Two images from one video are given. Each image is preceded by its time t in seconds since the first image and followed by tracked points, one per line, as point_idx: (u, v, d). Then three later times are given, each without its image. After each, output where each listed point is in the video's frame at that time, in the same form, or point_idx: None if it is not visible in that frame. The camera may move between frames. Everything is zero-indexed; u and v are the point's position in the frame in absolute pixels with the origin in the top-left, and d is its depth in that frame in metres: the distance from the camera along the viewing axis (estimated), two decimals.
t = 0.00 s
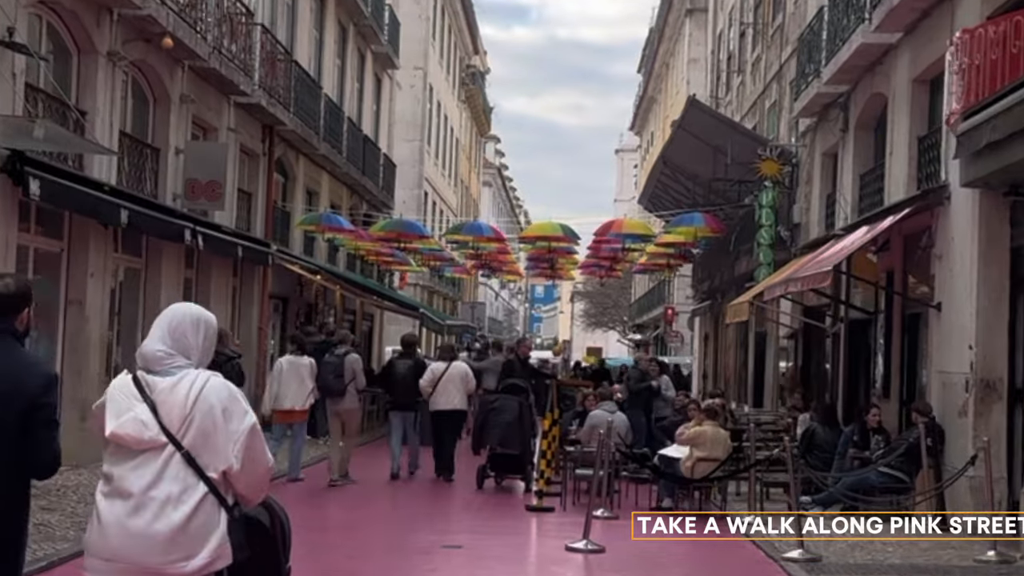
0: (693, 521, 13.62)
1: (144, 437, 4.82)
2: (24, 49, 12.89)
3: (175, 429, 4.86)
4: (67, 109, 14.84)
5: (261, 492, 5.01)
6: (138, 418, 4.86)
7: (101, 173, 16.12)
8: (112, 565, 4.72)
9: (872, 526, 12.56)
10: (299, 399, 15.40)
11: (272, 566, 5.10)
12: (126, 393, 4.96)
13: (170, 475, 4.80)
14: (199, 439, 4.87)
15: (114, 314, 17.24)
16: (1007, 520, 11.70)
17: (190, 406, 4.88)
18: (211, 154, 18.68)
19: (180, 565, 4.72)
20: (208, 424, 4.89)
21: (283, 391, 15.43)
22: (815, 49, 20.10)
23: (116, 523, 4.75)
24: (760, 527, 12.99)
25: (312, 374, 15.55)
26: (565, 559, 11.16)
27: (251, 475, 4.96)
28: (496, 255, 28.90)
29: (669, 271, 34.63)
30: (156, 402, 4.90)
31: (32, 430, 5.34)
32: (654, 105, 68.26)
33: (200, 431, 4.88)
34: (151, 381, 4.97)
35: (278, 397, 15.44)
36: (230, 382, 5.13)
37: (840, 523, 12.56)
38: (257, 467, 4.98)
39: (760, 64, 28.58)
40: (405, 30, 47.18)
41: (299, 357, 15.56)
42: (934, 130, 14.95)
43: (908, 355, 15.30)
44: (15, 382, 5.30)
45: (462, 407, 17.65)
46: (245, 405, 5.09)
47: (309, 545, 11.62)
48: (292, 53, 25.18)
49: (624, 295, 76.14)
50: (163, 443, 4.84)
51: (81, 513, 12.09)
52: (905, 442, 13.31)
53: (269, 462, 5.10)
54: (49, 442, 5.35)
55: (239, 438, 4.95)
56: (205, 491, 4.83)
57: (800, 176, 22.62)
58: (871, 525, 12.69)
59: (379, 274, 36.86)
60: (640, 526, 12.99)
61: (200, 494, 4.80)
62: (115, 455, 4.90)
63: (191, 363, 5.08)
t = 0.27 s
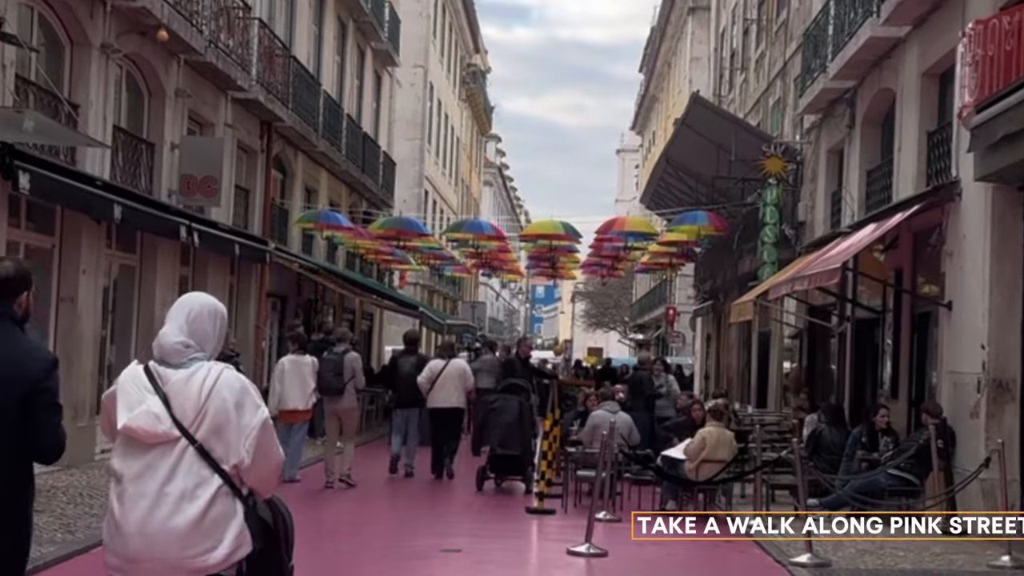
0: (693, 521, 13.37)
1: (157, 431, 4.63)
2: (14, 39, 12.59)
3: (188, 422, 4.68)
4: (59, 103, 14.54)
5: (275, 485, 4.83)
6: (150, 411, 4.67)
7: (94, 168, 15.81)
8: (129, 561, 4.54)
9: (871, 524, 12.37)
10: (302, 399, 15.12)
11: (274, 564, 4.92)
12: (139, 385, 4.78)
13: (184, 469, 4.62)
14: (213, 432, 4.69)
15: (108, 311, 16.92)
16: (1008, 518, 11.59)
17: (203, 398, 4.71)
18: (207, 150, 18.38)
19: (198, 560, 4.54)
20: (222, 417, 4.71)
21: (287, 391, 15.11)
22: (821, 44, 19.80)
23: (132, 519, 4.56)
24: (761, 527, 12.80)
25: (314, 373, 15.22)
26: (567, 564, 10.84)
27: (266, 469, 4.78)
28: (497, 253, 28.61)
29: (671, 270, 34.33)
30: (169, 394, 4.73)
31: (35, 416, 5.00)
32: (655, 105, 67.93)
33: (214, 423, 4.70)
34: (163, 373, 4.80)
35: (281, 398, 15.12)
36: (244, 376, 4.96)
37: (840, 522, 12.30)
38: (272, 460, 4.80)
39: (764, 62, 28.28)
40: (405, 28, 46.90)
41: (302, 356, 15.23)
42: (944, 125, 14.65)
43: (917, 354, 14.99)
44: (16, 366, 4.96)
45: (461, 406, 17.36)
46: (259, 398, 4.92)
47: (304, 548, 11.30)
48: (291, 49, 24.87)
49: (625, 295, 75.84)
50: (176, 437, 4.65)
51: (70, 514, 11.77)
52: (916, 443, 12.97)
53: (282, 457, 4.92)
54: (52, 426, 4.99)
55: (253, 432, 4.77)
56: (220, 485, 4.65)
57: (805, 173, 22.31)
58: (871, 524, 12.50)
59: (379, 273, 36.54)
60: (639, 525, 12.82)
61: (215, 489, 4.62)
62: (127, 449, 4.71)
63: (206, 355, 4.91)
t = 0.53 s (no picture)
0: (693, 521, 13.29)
1: (153, 429, 4.55)
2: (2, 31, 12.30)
3: (185, 420, 4.60)
4: (50, 97, 14.26)
5: (268, 487, 4.76)
6: (147, 409, 4.59)
7: (86, 163, 15.52)
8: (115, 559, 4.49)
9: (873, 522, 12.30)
10: (297, 400, 14.79)
11: (270, 563, 4.78)
12: (135, 384, 4.70)
13: (177, 468, 4.54)
14: (209, 431, 4.61)
15: (100, 310, 16.63)
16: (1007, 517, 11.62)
17: (201, 397, 4.63)
18: (202, 146, 18.08)
19: (182, 560, 4.46)
20: (218, 416, 4.63)
21: (281, 392, 14.83)
22: (826, 40, 19.50)
23: (119, 516, 4.51)
24: (762, 527, 12.74)
25: (311, 374, 14.86)
26: (567, 569, 10.55)
27: (260, 469, 4.72)
28: (498, 252, 28.32)
29: (673, 270, 34.04)
30: (166, 393, 4.64)
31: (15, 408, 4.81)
32: (657, 104, 67.54)
33: (211, 423, 4.62)
34: (160, 371, 4.72)
35: (277, 399, 14.83)
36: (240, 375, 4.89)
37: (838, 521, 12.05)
38: (266, 461, 4.74)
39: (767, 59, 27.98)
40: (405, 26, 46.58)
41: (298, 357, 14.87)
42: (952, 120, 14.36)
43: (925, 355, 14.71)
44: None
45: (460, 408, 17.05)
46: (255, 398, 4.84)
47: (297, 552, 11.00)
48: (288, 45, 24.58)
49: (626, 296, 75.52)
50: (172, 435, 4.57)
51: (57, 518, 11.47)
52: (925, 446, 12.68)
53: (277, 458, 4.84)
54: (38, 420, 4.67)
55: (249, 432, 4.70)
56: (212, 485, 4.56)
57: (809, 171, 22.02)
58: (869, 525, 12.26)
59: (378, 273, 36.26)
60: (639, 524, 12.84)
61: (206, 489, 4.53)
62: (121, 446, 4.63)
63: (204, 352, 4.85)
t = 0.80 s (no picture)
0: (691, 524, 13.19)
1: (145, 438, 4.33)
2: None
3: (178, 427, 4.39)
4: (41, 93, 13.95)
5: (267, 493, 4.54)
6: (138, 417, 4.38)
7: (78, 161, 15.23)
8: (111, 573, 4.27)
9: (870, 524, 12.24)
10: (289, 403, 14.48)
11: (271, 571, 4.59)
12: (128, 391, 4.48)
13: (171, 477, 4.33)
14: (203, 438, 4.40)
15: (93, 310, 16.35)
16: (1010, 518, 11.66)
17: (193, 402, 4.41)
18: (198, 144, 17.79)
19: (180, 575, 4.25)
20: (213, 421, 4.42)
21: (274, 392, 14.49)
22: (833, 37, 19.19)
23: (112, 528, 4.30)
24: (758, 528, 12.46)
25: (307, 377, 14.48)
26: None
27: (258, 476, 4.50)
28: (499, 253, 28.02)
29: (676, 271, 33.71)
30: (159, 399, 4.44)
31: None
32: (659, 105, 67.20)
33: (205, 429, 4.41)
34: (152, 377, 4.51)
35: (268, 398, 14.51)
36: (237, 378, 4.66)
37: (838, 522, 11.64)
38: (264, 467, 4.51)
39: (772, 58, 27.67)
40: (406, 25, 46.27)
41: (295, 359, 14.52)
42: (964, 118, 14.05)
43: (935, 358, 14.40)
44: None
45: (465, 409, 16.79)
46: (253, 401, 4.62)
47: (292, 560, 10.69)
48: (287, 42, 24.27)
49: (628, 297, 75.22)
50: (165, 443, 4.36)
51: (45, 525, 11.16)
52: (936, 451, 12.37)
53: (276, 463, 4.63)
54: None
55: (244, 436, 4.48)
56: (207, 494, 4.36)
57: (814, 171, 21.71)
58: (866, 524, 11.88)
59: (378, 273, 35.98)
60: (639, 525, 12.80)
61: (201, 499, 4.33)
62: (114, 456, 4.42)
63: (200, 357, 4.66)
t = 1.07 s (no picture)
0: (691, 524, 12.92)
1: (152, 430, 4.27)
2: None
3: (184, 421, 4.32)
4: (33, 89, 13.66)
5: (275, 491, 4.47)
6: (145, 410, 4.31)
7: (73, 158, 14.92)
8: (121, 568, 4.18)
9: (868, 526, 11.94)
10: (290, 403, 14.16)
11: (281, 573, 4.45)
12: (132, 384, 4.42)
13: (179, 472, 4.25)
14: (211, 432, 4.33)
15: (88, 309, 16.03)
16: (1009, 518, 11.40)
17: (201, 396, 4.35)
18: (195, 141, 17.48)
19: (191, 569, 4.18)
20: (220, 415, 4.35)
21: (275, 394, 14.23)
22: (841, 33, 18.89)
23: (121, 522, 4.21)
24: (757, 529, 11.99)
25: (308, 377, 14.19)
26: None
27: (266, 473, 4.42)
28: (501, 253, 27.70)
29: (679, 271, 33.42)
30: (164, 393, 4.37)
31: None
32: (661, 105, 66.90)
33: (212, 423, 4.33)
34: (158, 372, 4.44)
35: (270, 401, 14.23)
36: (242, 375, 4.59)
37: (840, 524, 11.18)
38: (271, 465, 4.43)
39: (777, 55, 27.37)
40: (407, 25, 45.98)
41: (295, 359, 14.26)
42: (977, 114, 13.75)
43: (947, 360, 14.09)
44: None
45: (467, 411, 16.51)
46: (259, 398, 4.54)
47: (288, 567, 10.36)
48: (286, 39, 23.97)
49: (630, 298, 74.94)
50: (171, 437, 4.29)
51: (33, 531, 10.83)
52: (950, 454, 12.07)
53: (283, 461, 4.55)
54: None
55: (251, 432, 4.40)
56: (216, 489, 4.29)
57: (821, 169, 21.39)
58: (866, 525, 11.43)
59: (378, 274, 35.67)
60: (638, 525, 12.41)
61: (210, 493, 4.25)
62: (120, 450, 4.34)
63: (206, 353, 4.60)
